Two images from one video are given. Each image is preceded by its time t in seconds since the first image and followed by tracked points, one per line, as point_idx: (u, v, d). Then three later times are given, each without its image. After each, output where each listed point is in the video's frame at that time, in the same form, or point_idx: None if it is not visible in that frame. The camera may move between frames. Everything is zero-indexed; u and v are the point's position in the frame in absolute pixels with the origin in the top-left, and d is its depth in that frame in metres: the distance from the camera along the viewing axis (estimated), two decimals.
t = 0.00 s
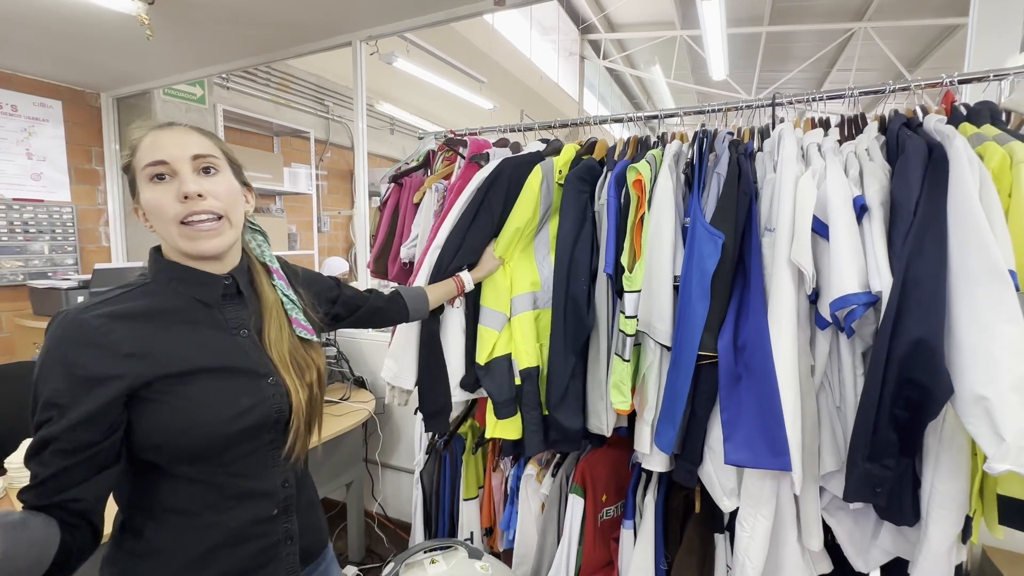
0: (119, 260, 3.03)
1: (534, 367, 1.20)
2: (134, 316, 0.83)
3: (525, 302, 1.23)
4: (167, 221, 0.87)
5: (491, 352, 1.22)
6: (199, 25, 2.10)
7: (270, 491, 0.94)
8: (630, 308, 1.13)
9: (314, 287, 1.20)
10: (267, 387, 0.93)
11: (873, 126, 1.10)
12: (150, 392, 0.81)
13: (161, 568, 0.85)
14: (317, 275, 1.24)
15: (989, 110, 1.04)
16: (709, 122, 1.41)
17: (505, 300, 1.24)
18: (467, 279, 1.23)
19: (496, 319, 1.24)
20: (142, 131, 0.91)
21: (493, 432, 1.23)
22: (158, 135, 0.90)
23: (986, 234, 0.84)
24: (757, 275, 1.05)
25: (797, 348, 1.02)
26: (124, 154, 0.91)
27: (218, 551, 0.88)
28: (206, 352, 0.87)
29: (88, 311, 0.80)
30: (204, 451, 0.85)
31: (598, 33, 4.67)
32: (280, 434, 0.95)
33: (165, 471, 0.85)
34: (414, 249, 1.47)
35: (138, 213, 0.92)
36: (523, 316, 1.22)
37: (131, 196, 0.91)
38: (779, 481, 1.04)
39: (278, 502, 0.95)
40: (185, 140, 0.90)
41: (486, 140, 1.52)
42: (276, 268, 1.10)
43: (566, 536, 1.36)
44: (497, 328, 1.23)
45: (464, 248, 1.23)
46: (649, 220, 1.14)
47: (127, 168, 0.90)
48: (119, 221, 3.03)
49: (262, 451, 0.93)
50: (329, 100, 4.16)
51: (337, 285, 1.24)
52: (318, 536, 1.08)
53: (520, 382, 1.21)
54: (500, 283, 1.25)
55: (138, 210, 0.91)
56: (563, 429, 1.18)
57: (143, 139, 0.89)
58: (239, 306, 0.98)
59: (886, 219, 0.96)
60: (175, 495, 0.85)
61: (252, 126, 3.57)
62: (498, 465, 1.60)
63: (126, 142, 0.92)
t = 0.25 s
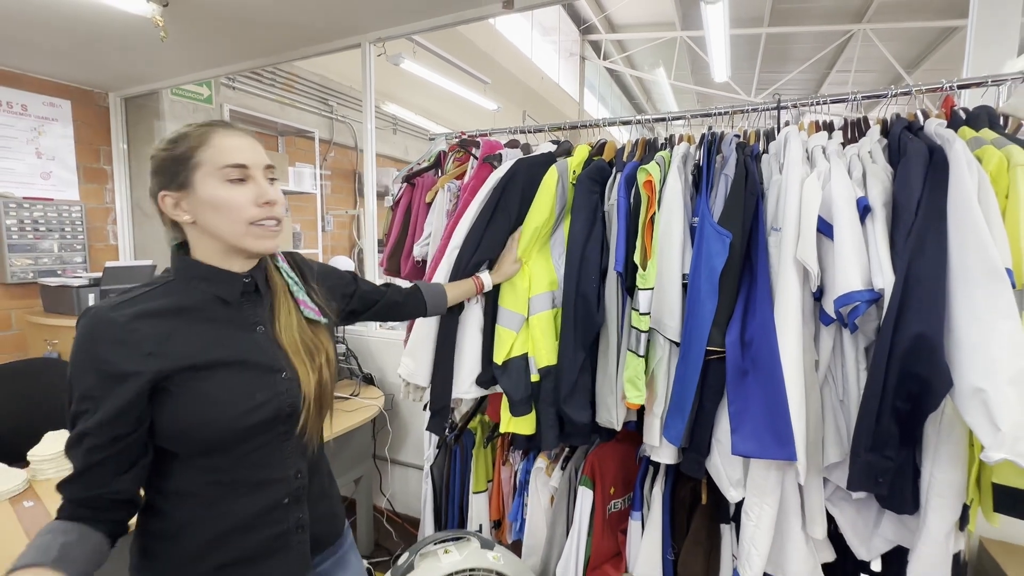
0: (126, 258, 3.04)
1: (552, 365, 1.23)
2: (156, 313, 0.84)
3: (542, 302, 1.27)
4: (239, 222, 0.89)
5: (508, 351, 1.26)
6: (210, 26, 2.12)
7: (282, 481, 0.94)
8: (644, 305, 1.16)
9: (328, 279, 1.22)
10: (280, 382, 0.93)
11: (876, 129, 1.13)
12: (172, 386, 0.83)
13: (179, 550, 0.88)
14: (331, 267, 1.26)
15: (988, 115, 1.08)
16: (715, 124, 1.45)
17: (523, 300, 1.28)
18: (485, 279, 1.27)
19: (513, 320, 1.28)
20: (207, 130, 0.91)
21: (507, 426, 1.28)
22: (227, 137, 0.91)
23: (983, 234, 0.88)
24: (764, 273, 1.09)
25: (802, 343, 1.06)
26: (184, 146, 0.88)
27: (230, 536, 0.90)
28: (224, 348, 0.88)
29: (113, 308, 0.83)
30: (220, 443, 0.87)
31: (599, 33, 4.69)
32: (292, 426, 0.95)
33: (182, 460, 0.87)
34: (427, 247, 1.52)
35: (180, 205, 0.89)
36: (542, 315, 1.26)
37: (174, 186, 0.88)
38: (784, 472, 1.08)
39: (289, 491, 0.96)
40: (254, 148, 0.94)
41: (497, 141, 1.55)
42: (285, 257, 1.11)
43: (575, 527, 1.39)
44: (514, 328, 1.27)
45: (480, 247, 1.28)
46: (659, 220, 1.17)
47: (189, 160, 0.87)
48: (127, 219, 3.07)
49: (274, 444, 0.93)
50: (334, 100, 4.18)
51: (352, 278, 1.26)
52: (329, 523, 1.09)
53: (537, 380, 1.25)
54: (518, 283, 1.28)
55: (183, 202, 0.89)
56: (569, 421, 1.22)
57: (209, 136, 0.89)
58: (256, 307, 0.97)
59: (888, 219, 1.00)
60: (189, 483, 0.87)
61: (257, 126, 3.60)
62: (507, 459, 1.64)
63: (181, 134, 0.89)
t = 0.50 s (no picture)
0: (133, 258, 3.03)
1: (560, 362, 1.27)
2: (195, 311, 0.87)
3: (550, 299, 1.30)
4: (287, 230, 0.95)
5: (516, 346, 1.30)
6: (223, 30, 2.14)
7: (308, 465, 0.99)
8: (650, 302, 1.21)
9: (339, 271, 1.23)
10: (308, 374, 0.97)
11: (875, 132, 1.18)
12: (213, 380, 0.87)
13: (216, 532, 0.92)
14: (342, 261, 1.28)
15: (982, 119, 1.12)
16: (719, 127, 1.49)
17: (529, 297, 1.32)
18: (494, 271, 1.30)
19: (520, 315, 1.31)
20: (257, 138, 0.95)
21: (517, 420, 1.33)
22: (275, 147, 0.96)
23: (978, 233, 0.92)
24: (768, 271, 1.13)
25: (804, 339, 1.10)
26: (237, 153, 0.92)
27: (261, 517, 0.94)
28: (258, 343, 0.91)
29: (154, 306, 0.84)
30: (256, 432, 0.91)
31: (599, 34, 4.73)
32: (316, 413, 0.99)
33: (219, 447, 0.90)
34: (438, 247, 1.58)
35: (227, 208, 0.92)
36: (550, 311, 1.29)
37: (225, 190, 0.91)
38: (787, 462, 1.12)
39: (314, 473, 1.00)
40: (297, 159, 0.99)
41: (507, 143, 1.60)
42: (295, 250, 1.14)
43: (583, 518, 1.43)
44: (520, 323, 1.30)
45: (491, 247, 1.32)
46: (665, 219, 1.21)
47: (243, 167, 0.91)
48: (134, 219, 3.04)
49: (300, 430, 0.97)
50: (337, 102, 4.20)
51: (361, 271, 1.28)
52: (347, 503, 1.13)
53: (547, 374, 1.29)
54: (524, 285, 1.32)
55: (231, 206, 0.92)
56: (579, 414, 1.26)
57: (262, 147, 0.94)
58: (281, 305, 1.00)
59: (887, 218, 1.04)
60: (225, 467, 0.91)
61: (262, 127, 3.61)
62: (515, 453, 1.67)
63: (230, 140, 0.93)
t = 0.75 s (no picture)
0: (139, 261, 3.05)
1: (581, 367, 1.30)
2: (239, 303, 0.90)
3: (584, 305, 1.30)
4: (288, 227, 0.97)
5: (547, 356, 1.28)
6: (233, 38, 2.17)
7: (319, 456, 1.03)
8: (655, 304, 1.23)
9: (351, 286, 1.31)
10: (328, 369, 1.02)
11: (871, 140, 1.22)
12: (254, 370, 0.89)
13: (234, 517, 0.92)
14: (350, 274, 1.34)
15: (973, 128, 1.17)
16: (720, 135, 1.54)
17: (567, 307, 1.28)
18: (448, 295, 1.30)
19: (555, 327, 1.27)
20: (261, 144, 0.99)
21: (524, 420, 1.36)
22: (278, 150, 0.99)
23: (969, 237, 0.97)
24: (768, 273, 1.17)
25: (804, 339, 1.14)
26: (242, 161, 0.96)
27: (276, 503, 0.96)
28: (293, 338, 0.95)
29: (202, 294, 0.86)
30: (287, 421, 0.94)
31: (598, 40, 4.78)
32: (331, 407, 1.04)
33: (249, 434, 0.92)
34: (447, 250, 1.63)
35: (240, 212, 0.97)
36: (582, 318, 1.30)
37: (237, 195, 0.96)
38: (788, 458, 1.16)
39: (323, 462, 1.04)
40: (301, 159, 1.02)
41: (514, 149, 1.64)
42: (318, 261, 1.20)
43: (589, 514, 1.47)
44: (555, 335, 1.27)
45: (520, 250, 1.34)
46: (670, 223, 1.25)
47: (246, 172, 0.95)
48: (141, 222, 3.05)
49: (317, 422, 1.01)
50: (340, 107, 4.22)
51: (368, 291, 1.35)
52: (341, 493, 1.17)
53: (564, 376, 1.34)
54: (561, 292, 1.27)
55: (243, 210, 0.97)
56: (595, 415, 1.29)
57: (266, 151, 0.98)
58: (305, 303, 1.06)
59: (882, 223, 1.08)
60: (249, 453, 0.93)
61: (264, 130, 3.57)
62: (521, 452, 1.71)
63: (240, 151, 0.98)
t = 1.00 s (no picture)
0: (137, 264, 3.04)
1: (592, 372, 1.34)
2: (230, 308, 0.94)
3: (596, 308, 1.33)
4: (254, 242, 1.00)
5: (564, 362, 1.29)
6: (234, 43, 2.18)
7: (295, 461, 1.04)
8: (655, 306, 1.25)
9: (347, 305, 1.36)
10: (312, 380, 1.05)
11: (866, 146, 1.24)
12: (239, 372, 0.92)
13: (204, 515, 0.93)
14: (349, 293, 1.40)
15: (966, 134, 1.19)
16: (718, 140, 1.56)
17: (582, 312, 1.29)
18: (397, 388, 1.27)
19: (571, 331, 1.29)
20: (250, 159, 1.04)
21: (540, 428, 1.36)
22: (258, 166, 1.02)
23: (961, 241, 0.99)
24: (766, 276, 1.19)
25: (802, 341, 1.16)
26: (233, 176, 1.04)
27: (248, 503, 0.98)
28: (279, 345, 0.98)
29: (198, 295, 0.91)
30: (266, 424, 0.97)
31: (594, 44, 4.81)
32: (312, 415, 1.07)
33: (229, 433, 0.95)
34: (448, 253, 1.65)
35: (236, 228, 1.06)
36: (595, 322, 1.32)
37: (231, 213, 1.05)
38: (786, 459, 1.18)
39: (298, 467, 1.06)
40: (279, 174, 1.03)
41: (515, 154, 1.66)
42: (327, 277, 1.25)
43: (590, 516, 1.48)
44: (571, 340, 1.29)
45: (530, 254, 1.36)
46: (669, 228, 1.27)
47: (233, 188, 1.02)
48: (139, 226, 3.05)
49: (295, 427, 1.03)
50: (338, 110, 4.22)
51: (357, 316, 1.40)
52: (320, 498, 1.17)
53: (580, 381, 1.34)
54: (575, 297, 1.29)
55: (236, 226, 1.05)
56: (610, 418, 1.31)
57: (245, 169, 1.02)
58: (297, 311, 1.08)
59: (877, 227, 1.10)
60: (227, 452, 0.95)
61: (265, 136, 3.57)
62: (522, 454, 1.72)
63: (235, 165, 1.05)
